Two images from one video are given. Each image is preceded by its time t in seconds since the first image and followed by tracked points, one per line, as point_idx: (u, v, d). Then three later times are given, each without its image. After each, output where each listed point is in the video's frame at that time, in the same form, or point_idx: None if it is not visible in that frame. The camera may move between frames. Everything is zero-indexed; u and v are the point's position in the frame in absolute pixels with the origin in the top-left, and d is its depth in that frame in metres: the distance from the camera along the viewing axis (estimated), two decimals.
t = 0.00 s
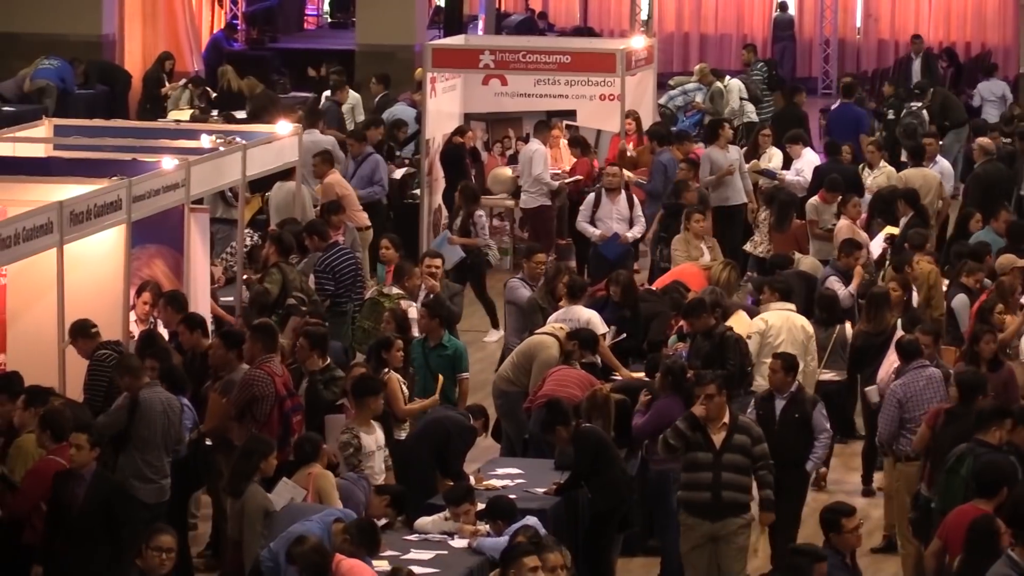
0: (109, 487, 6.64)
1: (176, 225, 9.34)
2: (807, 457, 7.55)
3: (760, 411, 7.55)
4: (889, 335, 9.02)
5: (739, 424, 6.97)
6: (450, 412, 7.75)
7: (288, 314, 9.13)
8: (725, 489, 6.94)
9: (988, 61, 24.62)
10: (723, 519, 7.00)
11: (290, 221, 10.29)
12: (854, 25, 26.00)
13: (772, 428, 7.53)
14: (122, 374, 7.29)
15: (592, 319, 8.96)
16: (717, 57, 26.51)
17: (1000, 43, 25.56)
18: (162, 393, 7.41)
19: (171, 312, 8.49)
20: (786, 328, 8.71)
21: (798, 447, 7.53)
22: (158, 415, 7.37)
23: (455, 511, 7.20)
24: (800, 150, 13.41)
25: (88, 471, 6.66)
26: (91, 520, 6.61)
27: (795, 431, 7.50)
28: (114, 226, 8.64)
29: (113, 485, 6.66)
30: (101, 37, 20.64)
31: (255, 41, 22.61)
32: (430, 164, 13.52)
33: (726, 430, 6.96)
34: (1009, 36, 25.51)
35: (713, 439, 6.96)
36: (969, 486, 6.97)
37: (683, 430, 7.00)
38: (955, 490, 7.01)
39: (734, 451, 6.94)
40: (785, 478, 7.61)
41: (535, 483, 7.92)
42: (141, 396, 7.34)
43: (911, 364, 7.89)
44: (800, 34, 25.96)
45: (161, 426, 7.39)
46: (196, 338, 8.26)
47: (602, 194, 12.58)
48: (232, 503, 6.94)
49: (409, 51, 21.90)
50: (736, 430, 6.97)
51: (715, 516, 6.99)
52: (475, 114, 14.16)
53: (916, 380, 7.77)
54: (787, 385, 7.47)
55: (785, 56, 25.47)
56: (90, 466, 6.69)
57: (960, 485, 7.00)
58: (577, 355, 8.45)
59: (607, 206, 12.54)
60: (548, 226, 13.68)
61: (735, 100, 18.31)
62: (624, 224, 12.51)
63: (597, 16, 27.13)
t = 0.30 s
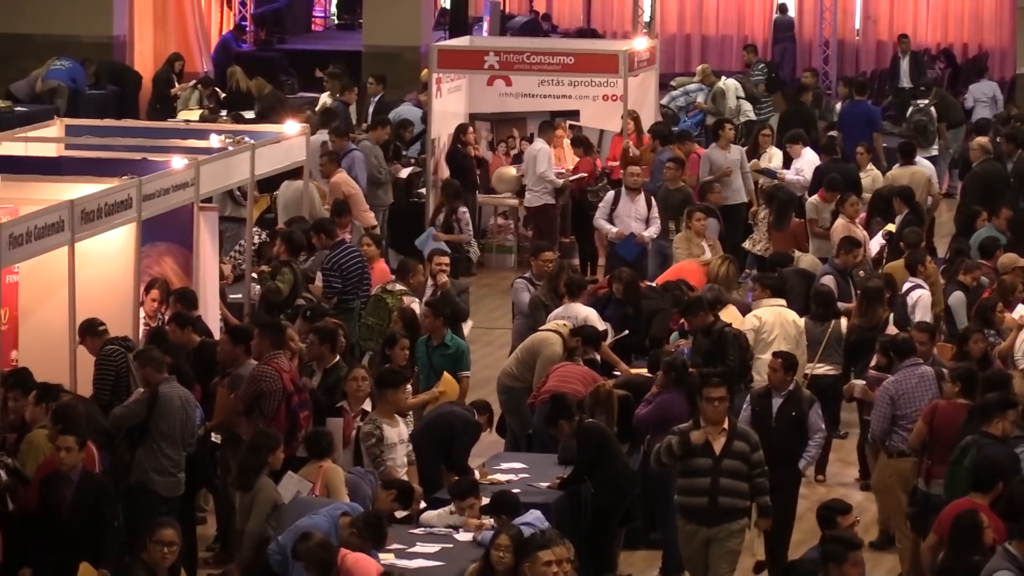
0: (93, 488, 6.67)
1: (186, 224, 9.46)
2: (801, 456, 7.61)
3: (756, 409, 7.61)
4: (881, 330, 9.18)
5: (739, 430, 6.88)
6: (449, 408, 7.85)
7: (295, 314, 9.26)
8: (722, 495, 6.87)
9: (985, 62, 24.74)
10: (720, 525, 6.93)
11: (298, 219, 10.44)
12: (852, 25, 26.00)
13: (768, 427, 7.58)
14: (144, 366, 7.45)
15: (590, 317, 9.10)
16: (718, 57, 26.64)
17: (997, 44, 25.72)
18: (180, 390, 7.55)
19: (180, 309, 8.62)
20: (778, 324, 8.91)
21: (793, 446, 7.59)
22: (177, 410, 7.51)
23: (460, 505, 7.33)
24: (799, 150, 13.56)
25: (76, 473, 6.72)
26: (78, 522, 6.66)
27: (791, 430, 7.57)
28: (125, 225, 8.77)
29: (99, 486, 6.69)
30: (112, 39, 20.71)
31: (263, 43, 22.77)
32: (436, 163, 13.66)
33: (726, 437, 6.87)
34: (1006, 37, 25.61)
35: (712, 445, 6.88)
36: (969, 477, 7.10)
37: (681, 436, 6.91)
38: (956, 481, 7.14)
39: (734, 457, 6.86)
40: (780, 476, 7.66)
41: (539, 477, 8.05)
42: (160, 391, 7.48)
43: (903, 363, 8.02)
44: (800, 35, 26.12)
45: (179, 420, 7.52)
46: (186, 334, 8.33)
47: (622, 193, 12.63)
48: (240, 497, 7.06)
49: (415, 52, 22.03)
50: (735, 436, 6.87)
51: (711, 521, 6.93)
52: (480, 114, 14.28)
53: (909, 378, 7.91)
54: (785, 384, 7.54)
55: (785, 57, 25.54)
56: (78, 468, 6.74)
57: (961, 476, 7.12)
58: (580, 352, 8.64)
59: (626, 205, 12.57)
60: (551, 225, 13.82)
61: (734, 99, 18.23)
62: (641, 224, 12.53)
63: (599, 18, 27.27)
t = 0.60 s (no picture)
0: (79, 484, 6.61)
1: (196, 223, 9.60)
2: (795, 458, 7.67)
3: (751, 410, 7.69)
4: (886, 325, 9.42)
5: (741, 427, 6.91)
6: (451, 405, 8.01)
7: (302, 312, 9.38)
8: (723, 490, 6.91)
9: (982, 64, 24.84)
10: (723, 521, 6.96)
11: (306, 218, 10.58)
12: (851, 27, 26.16)
13: (765, 428, 7.66)
14: (155, 364, 7.60)
15: (591, 315, 9.23)
16: (720, 58, 26.77)
17: (994, 47, 25.79)
18: (195, 386, 7.70)
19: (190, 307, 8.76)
20: (759, 320, 9.01)
21: (788, 447, 7.65)
22: (192, 405, 7.66)
23: (465, 500, 7.39)
24: (800, 150, 13.67)
25: (57, 466, 6.65)
26: (64, 518, 6.60)
27: (786, 432, 7.65)
28: (135, 223, 8.90)
29: (84, 481, 6.64)
30: (123, 39, 20.99)
31: (272, 44, 22.92)
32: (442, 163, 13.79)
33: (728, 433, 6.90)
34: (1004, 38, 25.70)
35: (713, 441, 6.91)
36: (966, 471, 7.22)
37: (682, 434, 6.95)
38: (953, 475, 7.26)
39: (734, 453, 6.89)
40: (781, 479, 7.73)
41: (544, 471, 8.18)
42: (177, 386, 7.61)
43: (897, 360, 8.13)
44: (799, 37, 26.14)
45: (195, 415, 7.69)
46: (185, 331, 8.39)
47: (633, 195, 12.64)
48: (249, 490, 7.20)
49: (421, 53, 22.15)
50: (737, 433, 6.90)
51: (714, 517, 6.96)
52: (485, 114, 14.38)
53: (902, 376, 8.01)
54: (778, 386, 7.66)
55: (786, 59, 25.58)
56: (55, 460, 6.65)
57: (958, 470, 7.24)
58: (583, 349, 8.77)
59: (637, 208, 12.57)
60: (555, 224, 14.04)
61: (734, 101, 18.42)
62: (653, 226, 12.56)
63: (603, 20, 27.41)
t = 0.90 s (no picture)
0: (76, 486, 6.78)
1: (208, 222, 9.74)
2: (788, 458, 7.69)
3: (742, 413, 7.67)
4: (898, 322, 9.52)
5: (730, 432, 6.90)
6: (461, 401, 8.16)
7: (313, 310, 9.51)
8: (718, 497, 6.90)
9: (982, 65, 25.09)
10: (719, 528, 6.96)
11: (316, 218, 10.71)
12: (854, 29, 26.94)
13: (759, 430, 7.64)
14: (165, 362, 7.73)
15: (594, 312, 9.34)
16: (722, 59, 27.44)
17: (993, 47, 26.64)
18: (207, 381, 7.83)
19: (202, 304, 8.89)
20: (746, 313, 9.20)
21: (781, 448, 7.65)
22: (204, 399, 7.80)
23: (472, 494, 7.50)
24: (802, 149, 14.25)
25: (56, 467, 6.83)
26: (60, 520, 6.77)
27: (778, 431, 7.63)
28: (148, 222, 9.04)
29: (81, 483, 6.81)
30: (136, 40, 21.17)
31: (282, 45, 23.12)
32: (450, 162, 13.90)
33: (717, 440, 6.89)
34: (1003, 42, 26.57)
35: (703, 449, 6.89)
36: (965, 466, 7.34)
37: (672, 444, 6.94)
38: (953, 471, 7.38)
39: (725, 459, 6.88)
40: (776, 480, 7.72)
41: (549, 466, 8.31)
42: (189, 381, 7.75)
43: (893, 359, 8.24)
44: (801, 40, 27.14)
45: (208, 410, 7.83)
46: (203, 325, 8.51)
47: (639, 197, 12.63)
48: (259, 485, 7.35)
49: (429, 55, 22.26)
50: (726, 439, 6.90)
51: (710, 523, 6.96)
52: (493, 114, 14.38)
53: (898, 375, 8.14)
54: (767, 387, 7.64)
55: (789, 61, 26.49)
56: (55, 461, 6.83)
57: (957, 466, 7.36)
58: (589, 345, 8.86)
59: (643, 210, 12.59)
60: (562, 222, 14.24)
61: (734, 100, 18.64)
62: (661, 225, 12.61)
63: (608, 22, 27.67)
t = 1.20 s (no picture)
0: (82, 487, 7.01)
1: (223, 220, 9.88)
2: (789, 452, 7.81)
3: (745, 411, 7.74)
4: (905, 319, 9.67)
5: (724, 428, 7.04)
6: (471, 397, 8.29)
7: (326, 308, 9.62)
8: (711, 493, 7.05)
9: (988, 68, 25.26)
10: (709, 523, 7.11)
11: (330, 216, 10.84)
12: (859, 32, 27.19)
13: (762, 429, 7.73)
14: (180, 357, 7.86)
15: (604, 312, 9.48)
16: (730, 60, 27.74)
17: (997, 50, 26.76)
18: (220, 377, 7.98)
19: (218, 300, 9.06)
20: (751, 312, 9.42)
21: (781, 443, 7.77)
22: (217, 395, 7.94)
23: (482, 489, 7.63)
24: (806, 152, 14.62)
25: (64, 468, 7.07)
26: (68, 518, 6.95)
27: (784, 432, 7.75)
28: (164, 221, 9.18)
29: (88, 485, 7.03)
30: (153, 42, 21.32)
31: (294, 47, 23.32)
32: (462, 162, 14.05)
33: (711, 435, 7.04)
34: (1006, 44, 26.70)
35: (697, 444, 7.03)
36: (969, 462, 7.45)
37: (666, 439, 7.07)
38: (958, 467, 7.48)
39: (719, 455, 7.03)
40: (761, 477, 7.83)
41: (558, 462, 8.43)
42: (202, 377, 7.89)
43: (898, 356, 8.40)
44: (807, 42, 27.13)
45: (221, 405, 7.97)
46: (225, 322, 8.78)
47: (653, 199, 12.72)
48: (272, 480, 7.50)
49: (441, 56, 22.41)
50: (720, 435, 7.04)
51: (701, 519, 7.11)
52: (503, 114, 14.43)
53: (902, 372, 8.28)
54: (770, 386, 7.70)
55: (794, 62, 26.75)
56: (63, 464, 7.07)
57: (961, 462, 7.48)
58: (597, 343, 9.02)
59: (658, 211, 12.68)
60: (572, 222, 14.42)
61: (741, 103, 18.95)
62: (675, 227, 12.72)
63: (617, 24, 27.80)
